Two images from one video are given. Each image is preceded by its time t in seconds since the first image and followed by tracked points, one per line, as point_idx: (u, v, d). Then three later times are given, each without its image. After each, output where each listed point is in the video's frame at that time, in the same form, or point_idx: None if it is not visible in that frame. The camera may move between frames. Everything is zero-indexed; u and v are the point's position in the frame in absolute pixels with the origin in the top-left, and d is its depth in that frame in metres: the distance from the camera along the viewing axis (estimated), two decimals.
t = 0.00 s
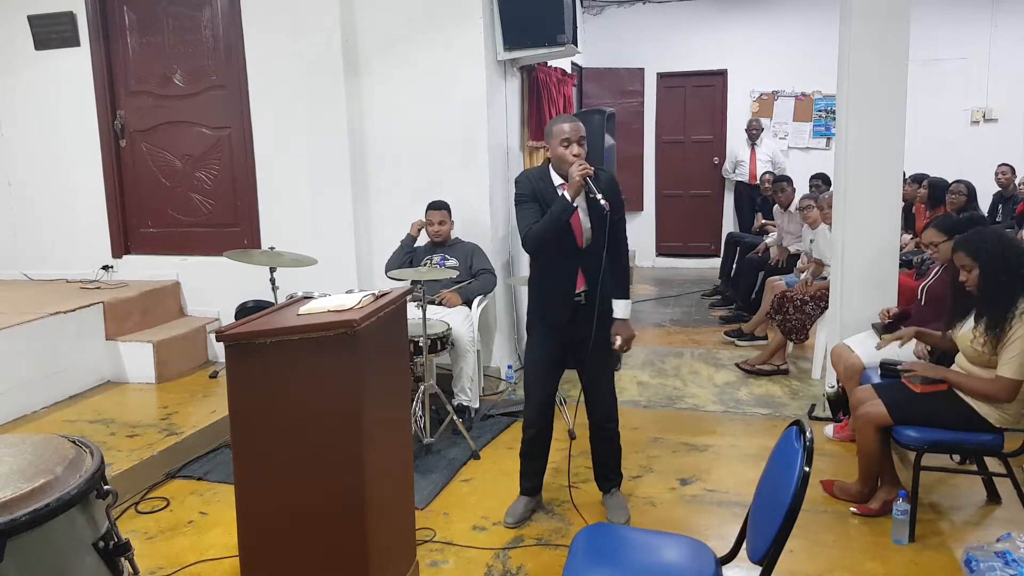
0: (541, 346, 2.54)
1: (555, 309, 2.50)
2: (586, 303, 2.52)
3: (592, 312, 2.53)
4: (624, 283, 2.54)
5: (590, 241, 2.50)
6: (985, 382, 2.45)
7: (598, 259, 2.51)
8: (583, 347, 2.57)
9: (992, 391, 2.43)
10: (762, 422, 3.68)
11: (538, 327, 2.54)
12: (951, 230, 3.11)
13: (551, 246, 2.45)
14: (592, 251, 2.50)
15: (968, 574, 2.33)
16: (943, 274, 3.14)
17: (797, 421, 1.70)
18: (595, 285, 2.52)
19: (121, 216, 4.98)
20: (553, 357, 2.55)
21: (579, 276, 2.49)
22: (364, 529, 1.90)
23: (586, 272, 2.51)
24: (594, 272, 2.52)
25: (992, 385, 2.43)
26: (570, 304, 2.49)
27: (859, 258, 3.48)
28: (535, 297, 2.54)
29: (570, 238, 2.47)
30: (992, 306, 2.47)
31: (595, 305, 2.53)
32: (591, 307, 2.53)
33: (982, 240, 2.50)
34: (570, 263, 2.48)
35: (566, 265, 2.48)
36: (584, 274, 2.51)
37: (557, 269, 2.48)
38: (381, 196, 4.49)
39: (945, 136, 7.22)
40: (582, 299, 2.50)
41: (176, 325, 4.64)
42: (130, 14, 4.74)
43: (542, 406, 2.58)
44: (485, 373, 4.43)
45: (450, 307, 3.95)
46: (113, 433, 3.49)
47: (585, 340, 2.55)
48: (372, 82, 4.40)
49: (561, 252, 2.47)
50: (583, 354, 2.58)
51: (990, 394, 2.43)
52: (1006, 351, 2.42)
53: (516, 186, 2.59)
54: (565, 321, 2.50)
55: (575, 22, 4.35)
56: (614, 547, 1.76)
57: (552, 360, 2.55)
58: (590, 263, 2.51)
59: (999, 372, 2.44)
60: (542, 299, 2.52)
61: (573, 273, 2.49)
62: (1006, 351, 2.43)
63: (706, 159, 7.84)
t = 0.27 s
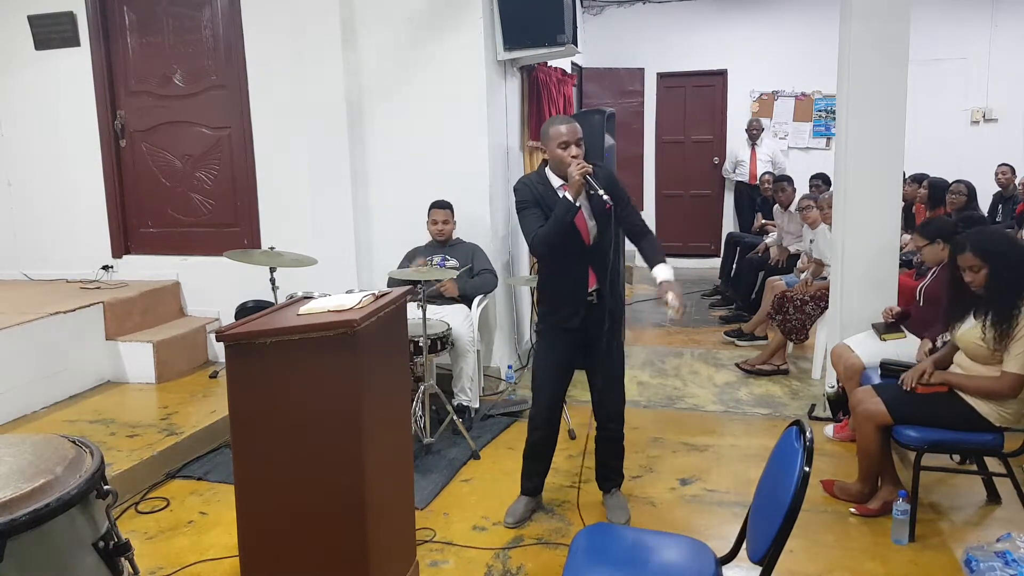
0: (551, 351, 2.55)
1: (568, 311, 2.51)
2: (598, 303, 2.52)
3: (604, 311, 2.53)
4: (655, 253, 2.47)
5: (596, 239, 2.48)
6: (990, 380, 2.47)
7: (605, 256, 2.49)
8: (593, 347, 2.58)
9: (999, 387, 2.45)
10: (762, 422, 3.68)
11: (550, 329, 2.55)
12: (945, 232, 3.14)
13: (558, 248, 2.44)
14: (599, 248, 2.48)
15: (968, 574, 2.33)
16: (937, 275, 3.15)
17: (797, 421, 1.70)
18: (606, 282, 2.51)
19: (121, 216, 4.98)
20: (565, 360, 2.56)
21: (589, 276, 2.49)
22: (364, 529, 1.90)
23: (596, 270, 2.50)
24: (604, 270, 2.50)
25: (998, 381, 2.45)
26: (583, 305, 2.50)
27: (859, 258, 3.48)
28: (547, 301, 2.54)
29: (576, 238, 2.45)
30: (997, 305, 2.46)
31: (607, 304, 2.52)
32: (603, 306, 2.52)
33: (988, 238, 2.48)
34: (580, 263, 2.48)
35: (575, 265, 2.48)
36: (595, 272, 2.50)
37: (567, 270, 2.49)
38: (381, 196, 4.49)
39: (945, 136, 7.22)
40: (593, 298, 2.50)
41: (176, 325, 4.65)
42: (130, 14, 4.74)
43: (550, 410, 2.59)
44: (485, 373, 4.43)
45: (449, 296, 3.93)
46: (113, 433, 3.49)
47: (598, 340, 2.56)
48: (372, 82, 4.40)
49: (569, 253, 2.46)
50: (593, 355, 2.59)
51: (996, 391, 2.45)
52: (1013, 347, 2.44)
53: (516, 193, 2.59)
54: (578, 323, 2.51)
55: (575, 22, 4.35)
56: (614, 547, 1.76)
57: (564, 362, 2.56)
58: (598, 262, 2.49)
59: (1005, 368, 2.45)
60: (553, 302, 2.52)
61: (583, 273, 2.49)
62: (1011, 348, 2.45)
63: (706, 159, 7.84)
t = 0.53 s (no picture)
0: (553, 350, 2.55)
1: (569, 311, 2.51)
2: (600, 302, 2.52)
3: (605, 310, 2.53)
4: (661, 213, 2.40)
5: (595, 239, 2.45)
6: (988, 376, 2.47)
7: (606, 255, 2.49)
8: (594, 346, 2.57)
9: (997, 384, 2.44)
10: (762, 422, 3.68)
11: (551, 329, 2.55)
12: (942, 235, 3.13)
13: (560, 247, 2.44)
14: (599, 247, 2.48)
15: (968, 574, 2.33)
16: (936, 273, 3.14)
17: (797, 421, 1.69)
18: (609, 282, 2.51)
19: (121, 216, 4.98)
20: (565, 360, 2.55)
21: (591, 275, 2.49)
22: (364, 529, 1.91)
23: (598, 269, 2.50)
24: (606, 270, 2.50)
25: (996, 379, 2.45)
26: (585, 305, 2.50)
27: (859, 258, 3.48)
28: (548, 301, 2.54)
29: (574, 237, 2.38)
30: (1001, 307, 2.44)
31: (609, 303, 2.52)
32: (605, 305, 2.52)
33: (995, 240, 2.45)
34: (581, 262, 2.48)
35: (578, 265, 2.48)
36: (596, 272, 2.50)
37: (569, 270, 2.49)
38: (381, 196, 4.49)
39: (945, 136, 7.22)
40: (595, 298, 2.50)
41: (175, 325, 4.64)
42: (130, 14, 4.74)
43: (552, 410, 2.59)
44: (485, 373, 4.43)
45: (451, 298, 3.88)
46: (113, 433, 3.49)
47: (600, 339, 2.56)
48: (372, 82, 4.40)
49: (570, 253, 2.46)
50: (594, 355, 2.59)
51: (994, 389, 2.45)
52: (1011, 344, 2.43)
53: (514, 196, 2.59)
54: (580, 323, 2.51)
55: (575, 22, 4.35)
56: (615, 547, 1.76)
57: (565, 362, 2.56)
58: (601, 261, 2.49)
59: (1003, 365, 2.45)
60: (556, 302, 2.52)
61: (585, 271, 2.49)
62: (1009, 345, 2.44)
63: (706, 159, 7.84)
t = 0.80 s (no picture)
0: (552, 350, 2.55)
1: (567, 311, 2.51)
2: (600, 302, 2.51)
3: (605, 310, 2.53)
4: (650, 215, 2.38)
5: (591, 239, 2.47)
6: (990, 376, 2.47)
7: (603, 254, 2.49)
8: (594, 345, 2.57)
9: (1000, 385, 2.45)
10: (762, 422, 3.68)
11: (550, 329, 2.55)
12: (942, 236, 3.12)
13: (556, 247, 2.44)
14: (596, 247, 2.48)
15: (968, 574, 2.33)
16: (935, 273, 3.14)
17: (797, 421, 1.69)
18: (607, 282, 2.50)
19: (121, 216, 4.98)
20: (564, 360, 2.55)
21: (589, 275, 2.49)
22: (364, 529, 1.91)
23: (596, 269, 2.49)
24: (604, 270, 2.50)
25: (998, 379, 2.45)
26: (582, 305, 2.49)
27: (859, 257, 3.48)
28: (547, 302, 2.54)
29: (570, 238, 2.44)
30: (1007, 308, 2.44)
31: (609, 302, 2.51)
32: (605, 306, 2.52)
33: (1000, 242, 2.44)
34: (579, 262, 2.48)
35: (575, 266, 2.49)
36: (594, 272, 2.49)
37: (566, 270, 2.49)
38: (381, 196, 4.49)
39: (945, 136, 7.22)
40: (594, 298, 2.50)
41: (175, 325, 4.64)
42: (130, 14, 4.74)
43: (551, 410, 2.59)
44: (485, 373, 4.43)
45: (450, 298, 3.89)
46: (113, 433, 3.49)
47: (599, 339, 2.55)
48: (372, 82, 4.39)
49: (568, 254, 2.47)
50: (594, 355, 2.59)
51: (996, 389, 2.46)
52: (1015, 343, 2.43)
53: (509, 199, 2.60)
54: (578, 323, 2.50)
55: (575, 22, 4.35)
56: (615, 547, 1.76)
57: (565, 362, 2.56)
58: (600, 262, 2.49)
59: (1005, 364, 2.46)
60: (554, 302, 2.52)
61: (583, 272, 2.49)
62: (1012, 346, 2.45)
63: (706, 158, 7.84)
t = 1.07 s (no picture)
0: (548, 349, 2.54)
1: (563, 311, 2.50)
2: (596, 302, 2.51)
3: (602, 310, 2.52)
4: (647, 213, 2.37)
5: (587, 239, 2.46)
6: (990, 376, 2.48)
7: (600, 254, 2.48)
8: (592, 346, 2.57)
9: (1000, 387, 2.45)
10: (762, 422, 3.68)
11: (547, 330, 2.54)
12: (938, 237, 3.14)
13: (551, 248, 2.43)
14: (590, 247, 2.47)
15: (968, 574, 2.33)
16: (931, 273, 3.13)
17: (797, 421, 1.70)
18: (604, 282, 2.49)
19: (121, 216, 4.98)
20: (562, 361, 2.55)
21: (585, 275, 2.48)
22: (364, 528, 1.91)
23: (592, 269, 2.48)
24: (601, 269, 2.50)
25: (997, 382, 2.45)
26: (578, 306, 2.48)
27: (859, 257, 3.48)
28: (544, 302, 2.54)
29: (566, 239, 2.44)
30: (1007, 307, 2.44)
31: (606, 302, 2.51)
32: (602, 306, 2.52)
33: (1004, 241, 2.46)
34: (575, 262, 2.47)
35: (571, 266, 2.48)
36: (590, 272, 2.48)
37: (562, 270, 2.48)
38: (381, 196, 4.49)
39: (945, 136, 7.22)
40: (591, 298, 2.49)
41: (175, 325, 4.64)
42: (130, 14, 4.74)
43: (551, 411, 2.59)
44: (485, 373, 4.43)
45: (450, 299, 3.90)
46: (113, 433, 3.49)
47: (597, 340, 2.55)
48: (372, 82, 4.40)
49: (563, 253, 2.46)
50: (592, 355, 2.59)
51: (995, 391, 2.46)
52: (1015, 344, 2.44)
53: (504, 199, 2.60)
54: (575, 324, 2.50)
55: (576, 22, 4.35)
56: (615, 547, 1.76)
57: (563, 363, 2.56)
58: (596, 261, 2.49)
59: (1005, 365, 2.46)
60: (551, 302, 2.51)
61: (578, 273, 2.48)
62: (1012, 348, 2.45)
63: (706, 159, 7.84)
